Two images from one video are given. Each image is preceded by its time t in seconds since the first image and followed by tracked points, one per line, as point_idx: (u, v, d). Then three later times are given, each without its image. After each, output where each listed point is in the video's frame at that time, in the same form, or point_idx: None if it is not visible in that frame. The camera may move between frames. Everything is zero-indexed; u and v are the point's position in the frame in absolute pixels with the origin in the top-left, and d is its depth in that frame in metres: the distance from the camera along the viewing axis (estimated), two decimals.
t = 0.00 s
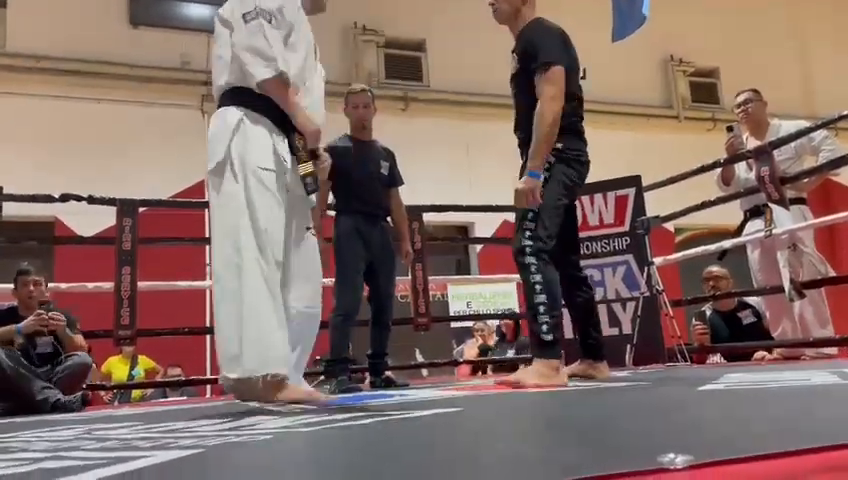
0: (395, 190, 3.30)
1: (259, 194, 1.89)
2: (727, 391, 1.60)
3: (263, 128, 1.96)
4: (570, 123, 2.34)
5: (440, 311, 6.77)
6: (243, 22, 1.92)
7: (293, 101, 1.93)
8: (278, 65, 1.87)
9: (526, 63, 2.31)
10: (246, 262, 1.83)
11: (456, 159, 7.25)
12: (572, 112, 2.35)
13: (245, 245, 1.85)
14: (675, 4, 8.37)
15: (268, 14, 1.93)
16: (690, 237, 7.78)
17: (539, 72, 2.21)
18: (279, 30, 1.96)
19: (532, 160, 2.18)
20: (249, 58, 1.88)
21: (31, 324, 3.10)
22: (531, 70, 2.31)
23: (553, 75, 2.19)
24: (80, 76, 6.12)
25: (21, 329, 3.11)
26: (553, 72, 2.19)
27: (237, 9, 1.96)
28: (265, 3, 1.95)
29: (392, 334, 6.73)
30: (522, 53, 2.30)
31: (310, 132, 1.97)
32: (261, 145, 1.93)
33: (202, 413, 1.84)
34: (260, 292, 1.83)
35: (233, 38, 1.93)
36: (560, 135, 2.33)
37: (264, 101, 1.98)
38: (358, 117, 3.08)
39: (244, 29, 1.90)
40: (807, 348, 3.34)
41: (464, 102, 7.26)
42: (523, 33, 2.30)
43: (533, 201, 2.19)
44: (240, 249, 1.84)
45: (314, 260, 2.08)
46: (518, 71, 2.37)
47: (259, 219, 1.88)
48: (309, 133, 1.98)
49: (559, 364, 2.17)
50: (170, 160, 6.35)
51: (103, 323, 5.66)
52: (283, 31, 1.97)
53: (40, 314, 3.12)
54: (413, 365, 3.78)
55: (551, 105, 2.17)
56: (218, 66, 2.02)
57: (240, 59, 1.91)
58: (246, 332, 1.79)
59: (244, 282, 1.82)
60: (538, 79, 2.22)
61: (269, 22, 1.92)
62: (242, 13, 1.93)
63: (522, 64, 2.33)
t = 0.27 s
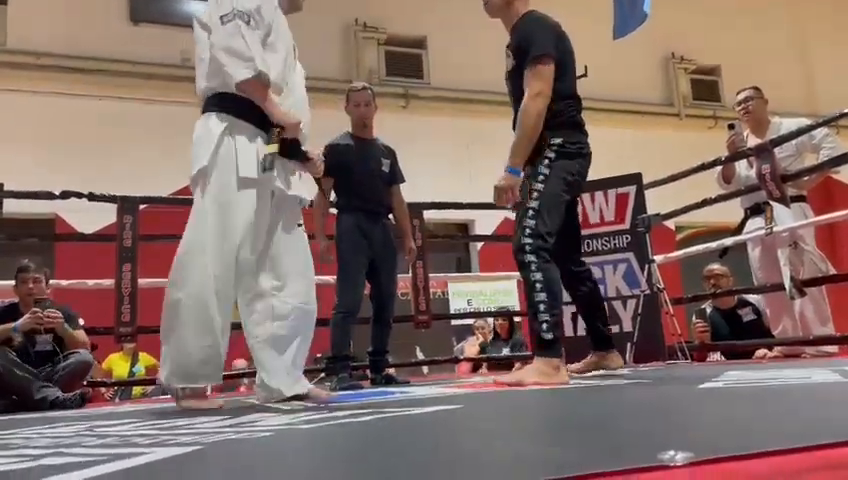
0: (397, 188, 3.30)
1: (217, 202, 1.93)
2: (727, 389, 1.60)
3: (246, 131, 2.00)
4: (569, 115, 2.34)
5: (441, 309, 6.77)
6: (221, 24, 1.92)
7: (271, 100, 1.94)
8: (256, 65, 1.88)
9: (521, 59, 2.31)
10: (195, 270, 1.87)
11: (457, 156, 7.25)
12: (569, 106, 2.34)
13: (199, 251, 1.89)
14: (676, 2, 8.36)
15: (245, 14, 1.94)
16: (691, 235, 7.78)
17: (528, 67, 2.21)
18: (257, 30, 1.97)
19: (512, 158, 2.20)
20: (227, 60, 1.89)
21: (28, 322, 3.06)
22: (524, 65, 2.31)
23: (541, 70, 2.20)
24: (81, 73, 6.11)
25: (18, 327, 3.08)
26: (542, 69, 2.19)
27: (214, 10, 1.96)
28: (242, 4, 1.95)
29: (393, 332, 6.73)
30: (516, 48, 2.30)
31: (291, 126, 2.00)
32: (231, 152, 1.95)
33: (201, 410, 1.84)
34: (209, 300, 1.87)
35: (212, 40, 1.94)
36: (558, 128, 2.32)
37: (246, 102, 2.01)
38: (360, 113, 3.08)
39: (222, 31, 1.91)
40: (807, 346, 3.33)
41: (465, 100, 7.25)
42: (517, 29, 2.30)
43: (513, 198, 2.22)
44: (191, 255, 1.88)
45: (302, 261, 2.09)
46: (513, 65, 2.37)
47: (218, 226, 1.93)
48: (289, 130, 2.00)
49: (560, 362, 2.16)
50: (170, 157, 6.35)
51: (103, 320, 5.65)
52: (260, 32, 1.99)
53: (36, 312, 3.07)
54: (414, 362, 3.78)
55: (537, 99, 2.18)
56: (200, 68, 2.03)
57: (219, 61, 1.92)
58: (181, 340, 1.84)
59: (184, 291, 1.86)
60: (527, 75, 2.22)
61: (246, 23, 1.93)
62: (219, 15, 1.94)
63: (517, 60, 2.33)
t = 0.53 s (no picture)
0: (398, 186, 3.30)
1: (188, 215, 1.99)
2: (726, 387, 1.61)
3: (220, 146, 2.03)
4: (573, 123, 2.32)
5: (441, 306, 6.77)
6: (188, 38, 1.91)
7: (236, 118, 1.96)
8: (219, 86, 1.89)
9: (535, 64, 2.31)
10: (166, 282, 1.95)
11: (458, 153, 7.25)
12: (576, 113, 2.33)
13: (172, 264, 1.97)
14: None
15: (212, 29, 1.93)
16: (691, 232, 7.78)
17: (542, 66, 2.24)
18: (225, 44, 1.97)
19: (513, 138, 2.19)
20: (191, 78, 1.90)
21: (33, 316, 3.03)
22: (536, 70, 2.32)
23: (554, 67, 2.22)
24: (82, 70, 6.11)
25: (23, 323, 3.06)
26: (555, 73, 2.21)
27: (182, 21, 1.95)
28: (210, 17, 1.94)
29: (393, 329, 6.73)
30: (531, 52, 2.32)
31: (255, 145, 2.00)
32: (204, 163, 2.01)
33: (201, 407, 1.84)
34: (178, 308, 1.93)
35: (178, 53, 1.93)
36: (563, 134, 2.31)
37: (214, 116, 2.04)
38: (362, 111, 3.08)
39: (188, 47, 1.91)
40: (808, 344, 3.33)
41: (466, 97, 7.24)
42: (533, 36, 2.32)
43: (504, 177, 2.19)
44: (164, 268, 1.96)
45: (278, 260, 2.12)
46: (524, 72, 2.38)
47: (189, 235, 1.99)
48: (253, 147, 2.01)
49: (559, 358, 2.16)
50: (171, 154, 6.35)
51: (104, 316, 5.66)
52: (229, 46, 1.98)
53: (41, 306, 3.05)
54: (415, 360, 3.78)
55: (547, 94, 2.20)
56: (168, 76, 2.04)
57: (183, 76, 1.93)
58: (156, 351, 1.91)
59: (158, 304, 1.94)
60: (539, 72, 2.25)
61: (213, 38, 1.93)
62: (187, 28, 1.93)
63: (529, 65, 2.34)
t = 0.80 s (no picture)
0: (398, 185, 3.30)
1: (189, 213, 2.02)
2: (727, 385, 1.60)
3: (211, 142, 2.07)
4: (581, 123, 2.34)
5: (442, 304, 6.77)
6: (167, 34, 1.93)
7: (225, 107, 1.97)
8: (204, 77, 1.90)
9: (541, 64, 2.32)
10: (170, 280, 1.95)
11: (459, 152, 7.25)
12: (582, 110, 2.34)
13: (175, 265, 1.97)
14: None
15: (191, 22, 1.95)
16: (693, 231, 7.78)
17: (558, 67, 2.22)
18: (205, 36, 1.98)
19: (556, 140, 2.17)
20: (175, 73, 1.92)
21: (47, 317, 2.99)
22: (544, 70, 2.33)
23: (573, 61, 2.20)
24: (83, 68, 6.11)
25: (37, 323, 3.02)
26: (568, 70, 2.20)
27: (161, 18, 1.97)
28: (188, 10, 1.96)
29: (393, 327, 6.73)
30: (535, 53, 2.32)
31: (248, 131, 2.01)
32: (199, 161, 2.05)
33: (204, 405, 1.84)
34: (184, 306, 1.94)
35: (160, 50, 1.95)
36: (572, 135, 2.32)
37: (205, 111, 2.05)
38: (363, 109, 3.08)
39: (168, 43, 1.92)
40: (809, 342, 3.33)
41: (468, 95, 7.24)
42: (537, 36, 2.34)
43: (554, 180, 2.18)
44: (167, 270, 1.96)
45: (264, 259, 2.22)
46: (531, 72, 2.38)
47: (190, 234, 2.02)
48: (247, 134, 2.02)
49: (551, 350, 2.19)
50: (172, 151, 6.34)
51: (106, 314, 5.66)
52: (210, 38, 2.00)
53: (57, 308, 3.01)
54: (416, 358, 3.78)
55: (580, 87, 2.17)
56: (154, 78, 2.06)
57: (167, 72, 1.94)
58: (164, 352, 1.90)
59: (164, 306, 1.93)
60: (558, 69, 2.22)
61: (192, 31, 1.94)
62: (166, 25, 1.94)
63: (535, 66, 2.35)
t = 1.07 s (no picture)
0: (399, 187, 3.31)
1: (208, 214, 2.03)
2: (728, 387, 1.61)
3: (226, 141, 2.11)
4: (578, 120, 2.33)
5: (443, 305, 6.77)
6: (183, 43, 1.95)
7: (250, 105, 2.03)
8: (231, 81, 1.95)
9: (534, 63, 2.30)
10: (188, 281, 1.95)
11: (460, 153, 7.25)
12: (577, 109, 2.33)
13: (193, 267, 1.97)
14: None
15: (205, 29, 1.97)
16: (694, 232, 7.77)
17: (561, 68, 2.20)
18: (218, 40, 2.01)
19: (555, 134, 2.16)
20: (200, 81, 1.95)
21: (57, 327, 2.92)
22: (537, 68, 2.31)
23: (573, 56, 2.19)
24: (84, 69, 6.11)
25: (47, 331, 2.96)
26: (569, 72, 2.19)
27: (172, 26, 1.98)
28: (199, 16, 1.98)
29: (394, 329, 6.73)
30: (525, 52, 2.30)
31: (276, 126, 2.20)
32: (215, 161, 2.08)
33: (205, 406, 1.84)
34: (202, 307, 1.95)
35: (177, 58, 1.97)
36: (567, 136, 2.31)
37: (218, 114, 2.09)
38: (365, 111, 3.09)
39: (186, 52, 1.95)
40: (810, 343, 3.33)
41: (469, 96, 7.24)
42: (526, 32, 2.31)
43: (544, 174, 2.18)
44: (185, 271, 1.96)
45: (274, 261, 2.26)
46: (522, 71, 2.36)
47: (207, 234, 2.02)
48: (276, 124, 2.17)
49: (551, 360, 2.17)
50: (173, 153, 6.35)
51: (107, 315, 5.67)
52: (222, 42, 2.02)
53: (66, 316, 2.92)
54: (417, 359, 3.77)
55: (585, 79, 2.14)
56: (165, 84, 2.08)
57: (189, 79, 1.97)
58: (180, 353, 1.90)
59: (181, 307, 1.93)
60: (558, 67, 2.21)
61: (208, 37, 1.97)
62: (179, 33, 1.96)
63: (527, 66, 2.33)
